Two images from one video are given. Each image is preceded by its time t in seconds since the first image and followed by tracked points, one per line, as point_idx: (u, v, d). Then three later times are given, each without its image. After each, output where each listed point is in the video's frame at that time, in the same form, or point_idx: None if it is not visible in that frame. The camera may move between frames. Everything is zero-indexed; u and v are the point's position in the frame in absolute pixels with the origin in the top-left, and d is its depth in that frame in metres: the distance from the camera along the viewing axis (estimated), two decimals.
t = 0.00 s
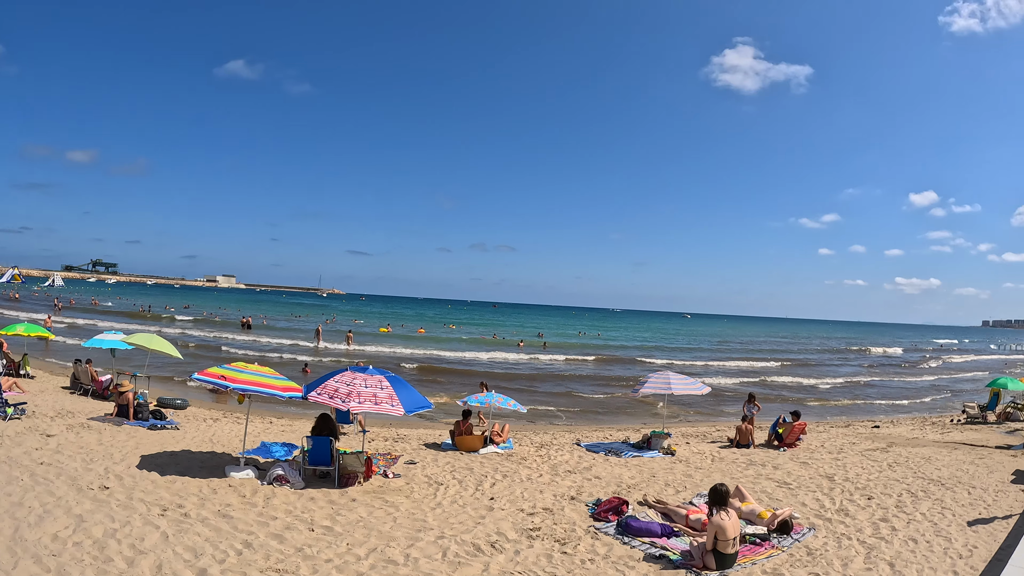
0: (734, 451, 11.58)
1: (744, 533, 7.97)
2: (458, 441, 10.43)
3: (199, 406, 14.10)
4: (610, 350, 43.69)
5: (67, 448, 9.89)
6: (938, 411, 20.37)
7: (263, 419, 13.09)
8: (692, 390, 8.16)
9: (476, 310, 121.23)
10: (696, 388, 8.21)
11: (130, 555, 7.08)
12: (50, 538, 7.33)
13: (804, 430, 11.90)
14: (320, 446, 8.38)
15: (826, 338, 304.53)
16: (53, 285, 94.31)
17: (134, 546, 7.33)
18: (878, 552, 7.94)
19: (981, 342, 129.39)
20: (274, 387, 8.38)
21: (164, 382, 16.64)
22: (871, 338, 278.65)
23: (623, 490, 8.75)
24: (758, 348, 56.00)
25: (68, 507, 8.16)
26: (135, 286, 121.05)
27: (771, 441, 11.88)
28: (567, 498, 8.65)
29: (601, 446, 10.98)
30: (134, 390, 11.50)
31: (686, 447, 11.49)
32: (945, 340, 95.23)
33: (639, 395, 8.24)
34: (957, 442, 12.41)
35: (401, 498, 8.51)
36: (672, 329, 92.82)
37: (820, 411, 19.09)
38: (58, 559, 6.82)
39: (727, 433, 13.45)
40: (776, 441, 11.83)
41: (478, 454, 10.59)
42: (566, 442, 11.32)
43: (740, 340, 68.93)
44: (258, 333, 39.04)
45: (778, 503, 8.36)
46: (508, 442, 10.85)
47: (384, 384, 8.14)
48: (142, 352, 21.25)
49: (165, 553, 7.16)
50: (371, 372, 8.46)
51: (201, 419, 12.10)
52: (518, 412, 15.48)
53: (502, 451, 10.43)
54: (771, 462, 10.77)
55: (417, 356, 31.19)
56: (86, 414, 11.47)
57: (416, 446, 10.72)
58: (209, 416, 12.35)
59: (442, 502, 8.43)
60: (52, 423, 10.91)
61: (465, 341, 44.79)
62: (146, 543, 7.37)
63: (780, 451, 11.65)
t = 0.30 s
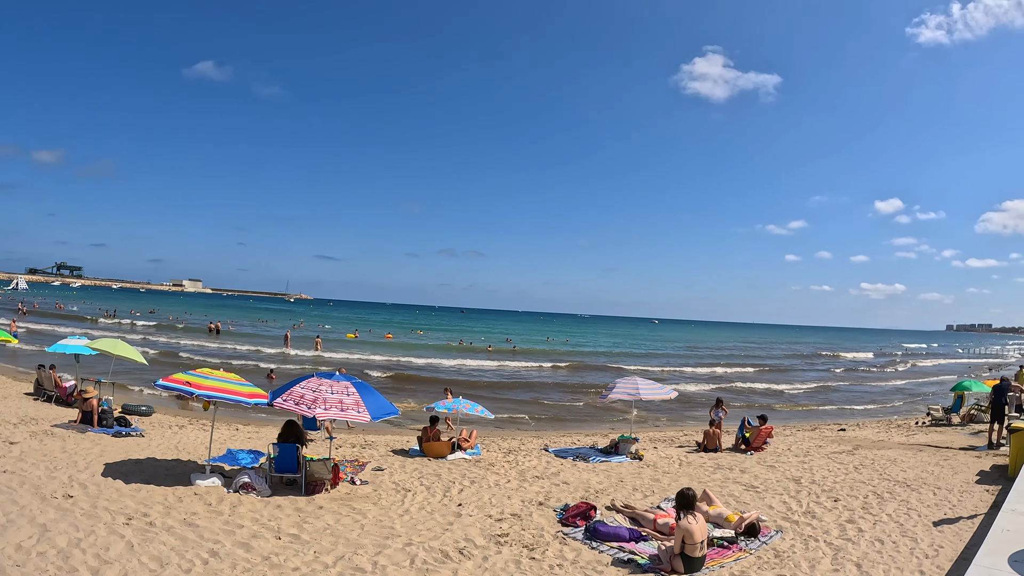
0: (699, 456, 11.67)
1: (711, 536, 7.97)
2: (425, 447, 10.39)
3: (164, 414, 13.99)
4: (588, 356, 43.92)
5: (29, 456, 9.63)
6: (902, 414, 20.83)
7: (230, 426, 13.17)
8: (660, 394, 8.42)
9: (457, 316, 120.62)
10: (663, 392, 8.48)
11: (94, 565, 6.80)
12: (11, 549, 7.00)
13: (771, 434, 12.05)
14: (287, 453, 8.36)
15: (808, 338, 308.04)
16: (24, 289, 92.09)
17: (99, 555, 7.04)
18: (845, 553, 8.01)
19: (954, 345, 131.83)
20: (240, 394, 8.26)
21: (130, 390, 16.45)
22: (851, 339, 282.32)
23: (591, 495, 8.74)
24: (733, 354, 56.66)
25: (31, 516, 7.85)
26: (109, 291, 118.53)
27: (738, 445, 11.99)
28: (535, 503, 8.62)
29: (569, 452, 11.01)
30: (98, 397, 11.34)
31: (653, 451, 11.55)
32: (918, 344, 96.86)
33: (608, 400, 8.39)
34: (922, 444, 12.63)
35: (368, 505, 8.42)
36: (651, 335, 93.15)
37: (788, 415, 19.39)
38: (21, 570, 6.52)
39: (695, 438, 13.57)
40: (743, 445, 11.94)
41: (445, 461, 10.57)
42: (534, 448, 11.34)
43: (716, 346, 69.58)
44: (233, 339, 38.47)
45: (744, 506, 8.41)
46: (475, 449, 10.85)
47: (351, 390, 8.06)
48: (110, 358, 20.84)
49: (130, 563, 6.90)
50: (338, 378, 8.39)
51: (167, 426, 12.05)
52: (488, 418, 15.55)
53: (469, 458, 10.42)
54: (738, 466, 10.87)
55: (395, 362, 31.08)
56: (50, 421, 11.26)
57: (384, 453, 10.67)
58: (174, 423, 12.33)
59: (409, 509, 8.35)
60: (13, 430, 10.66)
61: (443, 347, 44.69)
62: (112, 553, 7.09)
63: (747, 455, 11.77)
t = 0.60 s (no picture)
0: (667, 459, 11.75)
1: (681, 539, 7.99)
2: (395, 452, 10.34)
3: (132, 420, 13.83)
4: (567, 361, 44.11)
5: None
6: (870, 416, 21.21)
7: (199, 432, 13.17)
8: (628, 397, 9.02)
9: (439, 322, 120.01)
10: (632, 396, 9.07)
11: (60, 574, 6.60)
12: None
13: (740, 437, 12.18)
14: (255, 459, 8.29)
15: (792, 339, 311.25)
16: None
17: (64, 564, 6.83)
18: (815, 554, 8.08)
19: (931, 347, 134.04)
20: (207, 399, 8.15)
21: (98, 397, 16.27)
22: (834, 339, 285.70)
23: (561, 499, 8.75)
24: (710, 359, 57.18)
25: None
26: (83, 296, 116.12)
27: (708, 449, 12.09)
28: (505, 508, 8.60)
29: (539, 457, 11.04)
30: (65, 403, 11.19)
31: (623, 456, 11.62)
32: (893, 348, 98.42)
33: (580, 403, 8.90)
34: (890, 445, 12.82)
35: (338, 512, 8.34)
36: (632, 340, 93.52)
37: (759, 418, 19.63)
38: None
39: (665, 442, 13.68)
40: (713, 448, 12.01)
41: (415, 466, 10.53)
42: (504, 453, 11.36)
43: (694, 351, 70.13)
44: (209, 345, 37.92)
45: (714, 509, 8.46)
46: (446, 453, 10.81)
47: (319, 396, 8.00)
48: (80, 364, 20.45)
49: (96, 572, 6.70)
50: (306, 383, 8.32)
51: (134, 432, 11.96)
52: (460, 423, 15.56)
53: (439, 463, 10.39)
54: (708, 469, 10.94)
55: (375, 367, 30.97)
56: (16, 428, 11.04)
57: (353, 458, 10.61)
58: (142, 430, 12.28)
59: (379, 515, 8.29)
60: None
61: (423, 353, 44.56)
62: (78, 562, 6.89)
63: (717, 458, 11.85)
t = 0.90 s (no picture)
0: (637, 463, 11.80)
1: (653, 542, 8.01)
2: (366, 458, 10.32)
3: (98, 427, 13.60)
4: (547, 366, 44.31)
5: None
6: (840, 419, 21.62)
7: (168, 438, 13.04)
8: (599, 402, 9.69)
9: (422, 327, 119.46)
10: (602, 400, 9.74)
11: None
12: None
13: (711, 441, 12.30)
14: (224, 465, 8.25)
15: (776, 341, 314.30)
16: None
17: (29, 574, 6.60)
18: (786, 556, 8.14)
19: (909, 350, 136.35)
20: (175, 405, 8.05)
21: (65, 404, 15.98)
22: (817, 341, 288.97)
23: (532, 504, 8.75)
24: (688, 363, 57.79)
25: None
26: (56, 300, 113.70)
27: (680, 452, 12.18)
28: (476, 513, 8.59)
29: (510, 461, 11.07)
30: (31, 409, 10.96)
31: (594, 460, 11.68)
32: (869, 352, 100.08)
33: (550, 407, 9.62)
34: (858, 447, 13.02)
35: (308, 518, 8.28)
36: (614, 345, 93.97)
37: (731, 421, 19.88)
38: None
39: (636, 446, 13.78)
40: (684, 452, 12.13)
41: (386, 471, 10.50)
42: (475, 458, 11.39)
43: (672, 356, 70.78)
44: (186, 350, 37.35)
45: (685, 512, 8.51)
46: (417, 458, 10.80)
47: (288, 402, 7.96)
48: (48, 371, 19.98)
49: None
50: (276, 389, 8.26)
51: (102, 438, 11.79)
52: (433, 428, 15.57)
53: (410, 468, 10.38)
54: (679, 472, 11.02)
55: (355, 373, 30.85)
56: None
57: (324, 464, 10.57)
58: (109, 436, 12.11)
59: (350, 521, 8.24)
60: None
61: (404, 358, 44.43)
62: (43, 571, 6.67)
63: (688, 462, 11.96)
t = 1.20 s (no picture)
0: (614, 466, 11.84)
1: (631, 545, 8.03)
2: (342, 462, 10.29)
3: (71, 432, 13.41)
4: (531, 370, 44.42)
5: None
6: (816, 419, 21.88)
7: (143, 443, 12.92)
8: (575, 404, 10.04)
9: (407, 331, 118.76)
10: (578, 404, 10.10)
11: None
12: None
13: (688, 443, 12.41)
14: (199, 471, 8.22)
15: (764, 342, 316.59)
16: None
17: None
18: (764, 556, 8.21)
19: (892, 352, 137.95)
20: (149, 410, 7.99)
21: (39, 411, 15.73)
22: (804, 342, 291.35)
23: (510, 508, 8.76)
24: (670, 366, 58.19)
25: None
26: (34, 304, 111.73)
27: (657, 454, 12.25)
28: (454, 517, 8.59)
29: (487, 465, 11.08)
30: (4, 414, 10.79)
31: (571, 463, 11.73)
32: (852, 354, 101.07)
33: (526, 410, 9.93)
34: (834, 448, 13.17)
35: (284, 524, 8.24)
36: (599, 349, 94.22)
37: (709, 423, 20.05)
38: None
39: (612, 449, 13.85)
40: (661, 454, 12.22)
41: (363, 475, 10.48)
42: (453, 462, 11.40)
43: (655, 358, 71.22)
44: (167, 355, 36.93)
45: (663, 515, 8.55)
46: (394, 463, 10.80)
47: (264, 406, 7.93)
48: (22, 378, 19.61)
49: None
50: (251, 394, 8.22)
51: (75, 444, 11.65)
52: (412, 433, 15.56)
53: (388, 472, 10.37)
54: (656, 475, 11.09)
55: (339, 378, 30.74)
56: None
57: (301, 469, 10.52)
58: (83, 442, 11.97)
59: (327, 527, 8.20)
60: None
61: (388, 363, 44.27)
62: None
63: (665, 464, 12.06)
